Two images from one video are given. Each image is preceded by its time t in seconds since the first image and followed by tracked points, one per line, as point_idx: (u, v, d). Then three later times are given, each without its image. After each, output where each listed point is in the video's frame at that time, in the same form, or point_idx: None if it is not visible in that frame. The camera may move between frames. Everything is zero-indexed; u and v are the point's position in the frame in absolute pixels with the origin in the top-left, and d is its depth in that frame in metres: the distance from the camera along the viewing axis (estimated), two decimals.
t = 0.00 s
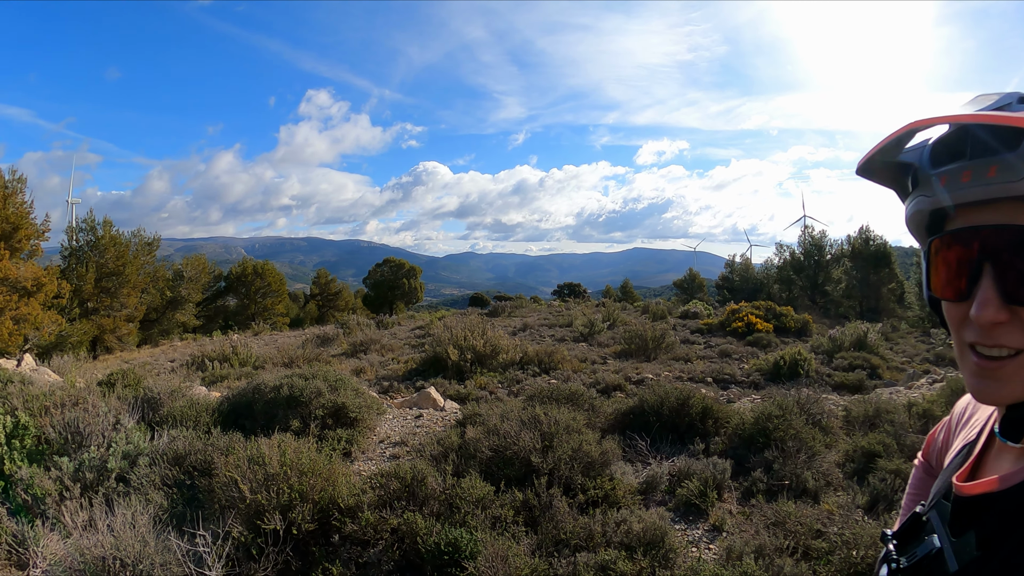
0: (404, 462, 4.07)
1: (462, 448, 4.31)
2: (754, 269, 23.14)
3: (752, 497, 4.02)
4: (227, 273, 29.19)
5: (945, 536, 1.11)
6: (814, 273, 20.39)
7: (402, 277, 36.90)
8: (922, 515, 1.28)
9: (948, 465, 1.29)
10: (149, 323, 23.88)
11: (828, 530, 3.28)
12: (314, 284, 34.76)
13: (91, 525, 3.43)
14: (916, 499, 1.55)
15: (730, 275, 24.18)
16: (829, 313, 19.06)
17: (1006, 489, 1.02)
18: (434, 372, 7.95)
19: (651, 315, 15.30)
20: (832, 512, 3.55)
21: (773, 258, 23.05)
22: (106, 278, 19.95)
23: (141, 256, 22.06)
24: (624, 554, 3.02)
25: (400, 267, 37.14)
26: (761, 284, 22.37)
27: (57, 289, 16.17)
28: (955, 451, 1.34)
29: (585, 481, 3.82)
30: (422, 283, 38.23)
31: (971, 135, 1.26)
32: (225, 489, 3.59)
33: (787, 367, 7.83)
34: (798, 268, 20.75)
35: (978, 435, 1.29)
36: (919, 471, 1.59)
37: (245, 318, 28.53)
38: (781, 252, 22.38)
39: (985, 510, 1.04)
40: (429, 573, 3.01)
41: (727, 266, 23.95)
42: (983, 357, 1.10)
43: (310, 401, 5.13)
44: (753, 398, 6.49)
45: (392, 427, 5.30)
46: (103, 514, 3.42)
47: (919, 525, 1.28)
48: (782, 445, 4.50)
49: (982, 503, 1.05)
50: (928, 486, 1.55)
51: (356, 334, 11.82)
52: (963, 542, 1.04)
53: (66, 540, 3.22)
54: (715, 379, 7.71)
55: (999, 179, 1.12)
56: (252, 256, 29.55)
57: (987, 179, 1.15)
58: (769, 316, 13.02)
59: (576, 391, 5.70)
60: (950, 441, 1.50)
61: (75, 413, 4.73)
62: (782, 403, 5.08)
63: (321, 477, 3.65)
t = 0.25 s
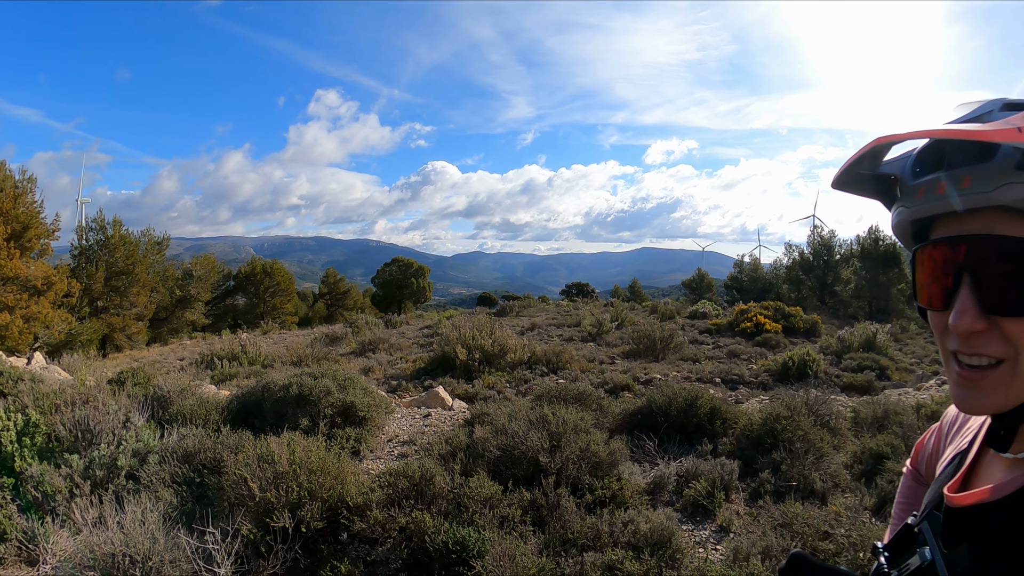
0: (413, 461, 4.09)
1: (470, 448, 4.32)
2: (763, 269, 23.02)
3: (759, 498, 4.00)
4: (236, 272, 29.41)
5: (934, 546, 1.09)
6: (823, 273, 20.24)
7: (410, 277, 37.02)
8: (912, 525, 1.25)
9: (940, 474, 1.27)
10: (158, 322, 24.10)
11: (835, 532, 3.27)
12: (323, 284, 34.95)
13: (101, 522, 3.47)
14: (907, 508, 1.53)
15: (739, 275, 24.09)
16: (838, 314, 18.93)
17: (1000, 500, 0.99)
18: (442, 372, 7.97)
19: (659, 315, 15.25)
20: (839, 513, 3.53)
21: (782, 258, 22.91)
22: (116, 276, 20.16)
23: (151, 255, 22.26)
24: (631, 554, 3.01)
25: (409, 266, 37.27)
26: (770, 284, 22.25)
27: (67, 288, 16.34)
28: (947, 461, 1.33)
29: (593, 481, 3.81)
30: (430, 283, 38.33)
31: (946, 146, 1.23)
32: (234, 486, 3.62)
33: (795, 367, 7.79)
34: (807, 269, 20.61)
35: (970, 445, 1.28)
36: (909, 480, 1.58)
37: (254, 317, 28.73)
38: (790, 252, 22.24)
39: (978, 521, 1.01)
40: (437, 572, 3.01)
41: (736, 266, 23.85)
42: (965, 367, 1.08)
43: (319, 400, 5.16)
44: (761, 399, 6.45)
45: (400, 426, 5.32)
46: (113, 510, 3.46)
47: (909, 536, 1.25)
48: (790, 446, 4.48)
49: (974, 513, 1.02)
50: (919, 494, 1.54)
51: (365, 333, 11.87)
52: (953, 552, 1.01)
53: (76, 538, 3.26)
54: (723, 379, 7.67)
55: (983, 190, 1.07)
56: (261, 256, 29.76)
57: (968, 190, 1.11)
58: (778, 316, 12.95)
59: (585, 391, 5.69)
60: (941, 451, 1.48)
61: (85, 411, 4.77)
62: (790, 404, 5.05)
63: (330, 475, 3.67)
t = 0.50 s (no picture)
0: (424, 460, 4.10)
1: (481, 447, 4.33)
2: (775, 270, 22.87)
3: (770, 500, 3.97)
4: (249, 272, 29.71)
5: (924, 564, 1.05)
6: (835, 274, 20.02)
7: (422, 277, 37.19)
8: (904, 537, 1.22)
9: (936, 487, 1.24)
10: (171, 320, 24.39)
11: (845, 535, 3.25)
12: (336, 283, 35.22)
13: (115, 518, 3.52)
14: (906, 516, 1.50)
15: (751, 276, 23.94)
16: (850, 316, 18.73)
17: (987, 519, 0.96)
18: (454, 371, 8.00)
19: (671, 316, 15.17)
20: (849, 516, 3.51)
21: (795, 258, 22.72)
22: (130, 275, 20.44)
23: (165, 255, 22.55)
24: (640, 554, 3.00)
25: (421, 266, 37.44)
26: (782, 285, 22.09)
27: (80, 287, 16.58)
28: (944, 472, 1.31)
29: (603, 482, 3.81)
30: (442, 283, 38.46)
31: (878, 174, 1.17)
32: (247, 484, 3.65)
33: (807, 369, 7.72)
34: (820, 269, 20.43)
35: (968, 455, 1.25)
36: (911, 486, 1.55)
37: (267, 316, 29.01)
38: (802, 253, 22.04)
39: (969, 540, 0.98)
40: (447, 571, 3.02)
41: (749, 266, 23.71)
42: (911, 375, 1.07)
43: (331, 399, 5.20)
44: (773, 401, 6.41)
45: (411, 426, 5.35)
46: (125, 507, 3.49)
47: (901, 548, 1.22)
48: (801, 448, 4.45)
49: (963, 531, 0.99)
50: (919, 500, 1.51)
51: (377, 333, 11.94)
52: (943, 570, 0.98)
53: (89, 534, 3.32)
54: (734, 381, 7.62)
55: (896, 212, 1.10)
56: (274, 255, 30.03)
57: (883, 212, 1.14)
58: (790, 317, 12.85)
59: (596, 392, 5.69)
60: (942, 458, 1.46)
61: (99, 408, 4.84)
62: (801, 406, 5.01)
63: (342, 473, 3.70)
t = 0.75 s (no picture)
0: (442, 461, 4.12)
1: (498, 449, 4.33)
2: (794, 272, 22.56)
3: (787, 505, 3.91)
4: (268, 272, 30.15)
5: None
6: (855, 276, 19.64)
7: (439, 278, 37.40)
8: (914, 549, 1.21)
9: (949, 498, 1.25)
10: (191, 320, 24.83)
11: (863, 541, 3.22)
12: (354, 284, 35.55)
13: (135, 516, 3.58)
14: (923, 522, 1.47)
15: (769, 277, 23.65)
16: (869, 319, 18.36)
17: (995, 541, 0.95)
18: (471, 372, 8.02)
19: (689, 319, 15.02)
20: (867, 522, 3.45)
21: (814, 260, 22.35)
22: (150, 276, 20.83)
23: (184, 256, 22.98)
24: (656, 557, 2.97)
25: (438, 268, 37.63)
26: (801, 288, 21.77)
27: (101, 287, 16.94)
28: (960, 483, 1.28)
29: (620, 484, 3.79)
30: (459, 284, 38.56)
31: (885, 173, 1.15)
32: (266, 483, 3.68)
33: (826, 372, 7.59)
34: (840, 271, 20.08)
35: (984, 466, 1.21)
36: (929, 490, 1.51)
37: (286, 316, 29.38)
38: (822, 255, 21.68)
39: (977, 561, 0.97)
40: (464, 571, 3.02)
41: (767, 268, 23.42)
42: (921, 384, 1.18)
43: (350, 399, 5.25)
44: (791, 404, 6.32)
45: (428, 426, 5.38)
46: (144, 505, 3.56)
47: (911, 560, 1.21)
48: (820, 453, 4.39)
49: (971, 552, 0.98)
50: (938, 506, 1.47)
51: (395, 334, 12.02)
52: None
53: (109, 531, 3.37)
54: (752, 384, 7.52)
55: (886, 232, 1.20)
56: (293, 257, 30.43)
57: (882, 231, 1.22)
58: (809, 320, 12.64)
59: (613, 394, 5.66)
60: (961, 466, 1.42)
61: (120, 407, 4.94)
62: (820, 410, 4.93)
63: (360, 473, 3.73)
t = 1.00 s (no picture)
0: (461, 463, 4.13)
1: (518, 452, 4.33)
2: (815, 275, 22.21)
3: (808, 511, 3.84)
4: (288, 274, 30.63)
5: None
6: (876, 279, 19.26)
7: (458, 280, 37.59)
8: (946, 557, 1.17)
9: (983, 507, 1.18)
10: (211, 321, 25.28)
11: (884, 548, 3.15)
12: (373, 286, 35.92)
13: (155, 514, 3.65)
14: (958, 529, 1.43)
15: (790, 280, 23.33)
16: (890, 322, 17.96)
17: None
18: (489, 374, 8.04)
19: (709, 322, 14.85)
20: (888, 529, 3.38)
21: (835, 263, 21.96)
22: (172, 277, 21.26)
23: (206, 257, 23.44)
24: (676, 563, 2.94)
25: (457, 270, 37.82)
26: (822, 291, 21.41)
27: (123, 288, 17.36)
28: (995, 489, 1.23)
29: (640, 489, 3.75)
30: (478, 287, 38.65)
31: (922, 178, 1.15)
32: (285, 483, 3.73)
33: (847, 377, 7.44)
34: (861, 274, 19.71)
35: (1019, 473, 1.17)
36: (965, 496, 1.47)
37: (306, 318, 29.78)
38: (843, 257, 21.29)
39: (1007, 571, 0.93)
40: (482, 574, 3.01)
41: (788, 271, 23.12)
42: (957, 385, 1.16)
43: (370, 400, 5.28)
44: (813, 409, 6.21)
45: (448, 428, 5.41)
46: (163, 503, 3.62)
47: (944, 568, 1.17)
48: (842, 459, 4.31)
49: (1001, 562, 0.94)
50: (973, 512, 1.43)
51: (414, 335, 12.10)
52: None
53: (127, 529, 3.44)
54: (773, 389, 7.41)
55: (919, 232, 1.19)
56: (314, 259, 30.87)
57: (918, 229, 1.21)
58: (831, 323, 12.41)
59: (633, 397, 5.63)
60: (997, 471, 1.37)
61: (141, 406, 5.04)
62: (842, 415, 4.84)
63: (380, 475, 3.76)
